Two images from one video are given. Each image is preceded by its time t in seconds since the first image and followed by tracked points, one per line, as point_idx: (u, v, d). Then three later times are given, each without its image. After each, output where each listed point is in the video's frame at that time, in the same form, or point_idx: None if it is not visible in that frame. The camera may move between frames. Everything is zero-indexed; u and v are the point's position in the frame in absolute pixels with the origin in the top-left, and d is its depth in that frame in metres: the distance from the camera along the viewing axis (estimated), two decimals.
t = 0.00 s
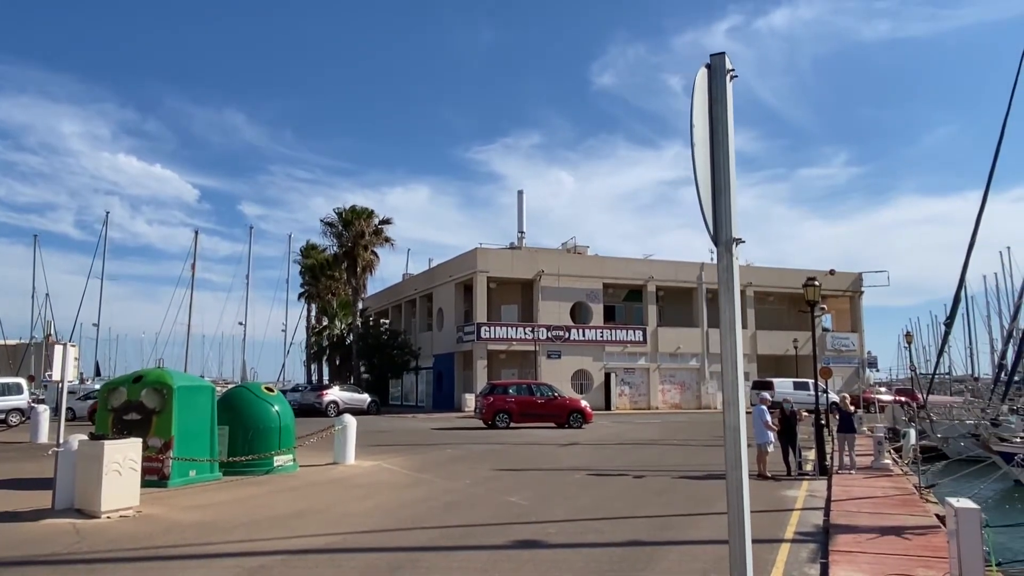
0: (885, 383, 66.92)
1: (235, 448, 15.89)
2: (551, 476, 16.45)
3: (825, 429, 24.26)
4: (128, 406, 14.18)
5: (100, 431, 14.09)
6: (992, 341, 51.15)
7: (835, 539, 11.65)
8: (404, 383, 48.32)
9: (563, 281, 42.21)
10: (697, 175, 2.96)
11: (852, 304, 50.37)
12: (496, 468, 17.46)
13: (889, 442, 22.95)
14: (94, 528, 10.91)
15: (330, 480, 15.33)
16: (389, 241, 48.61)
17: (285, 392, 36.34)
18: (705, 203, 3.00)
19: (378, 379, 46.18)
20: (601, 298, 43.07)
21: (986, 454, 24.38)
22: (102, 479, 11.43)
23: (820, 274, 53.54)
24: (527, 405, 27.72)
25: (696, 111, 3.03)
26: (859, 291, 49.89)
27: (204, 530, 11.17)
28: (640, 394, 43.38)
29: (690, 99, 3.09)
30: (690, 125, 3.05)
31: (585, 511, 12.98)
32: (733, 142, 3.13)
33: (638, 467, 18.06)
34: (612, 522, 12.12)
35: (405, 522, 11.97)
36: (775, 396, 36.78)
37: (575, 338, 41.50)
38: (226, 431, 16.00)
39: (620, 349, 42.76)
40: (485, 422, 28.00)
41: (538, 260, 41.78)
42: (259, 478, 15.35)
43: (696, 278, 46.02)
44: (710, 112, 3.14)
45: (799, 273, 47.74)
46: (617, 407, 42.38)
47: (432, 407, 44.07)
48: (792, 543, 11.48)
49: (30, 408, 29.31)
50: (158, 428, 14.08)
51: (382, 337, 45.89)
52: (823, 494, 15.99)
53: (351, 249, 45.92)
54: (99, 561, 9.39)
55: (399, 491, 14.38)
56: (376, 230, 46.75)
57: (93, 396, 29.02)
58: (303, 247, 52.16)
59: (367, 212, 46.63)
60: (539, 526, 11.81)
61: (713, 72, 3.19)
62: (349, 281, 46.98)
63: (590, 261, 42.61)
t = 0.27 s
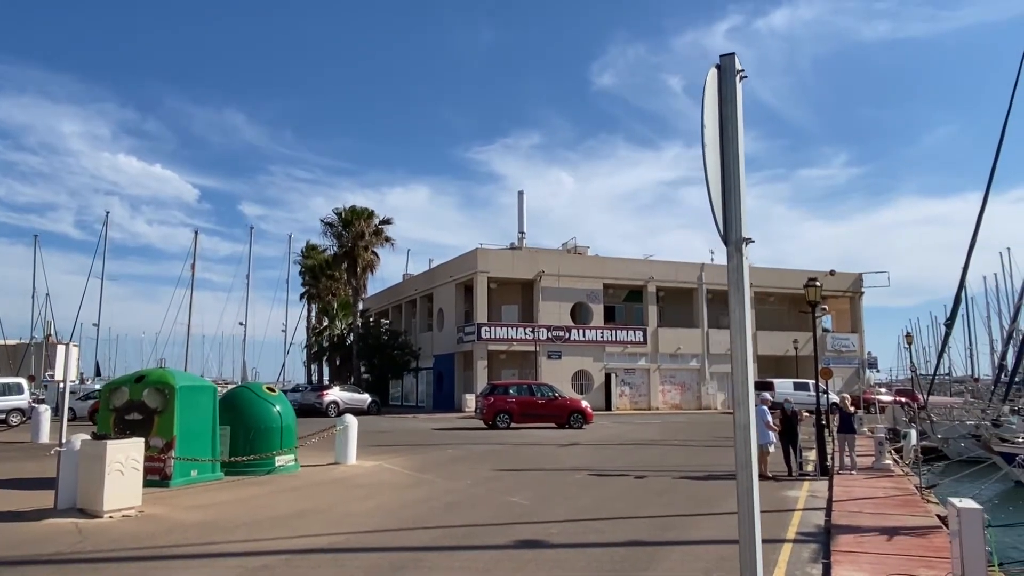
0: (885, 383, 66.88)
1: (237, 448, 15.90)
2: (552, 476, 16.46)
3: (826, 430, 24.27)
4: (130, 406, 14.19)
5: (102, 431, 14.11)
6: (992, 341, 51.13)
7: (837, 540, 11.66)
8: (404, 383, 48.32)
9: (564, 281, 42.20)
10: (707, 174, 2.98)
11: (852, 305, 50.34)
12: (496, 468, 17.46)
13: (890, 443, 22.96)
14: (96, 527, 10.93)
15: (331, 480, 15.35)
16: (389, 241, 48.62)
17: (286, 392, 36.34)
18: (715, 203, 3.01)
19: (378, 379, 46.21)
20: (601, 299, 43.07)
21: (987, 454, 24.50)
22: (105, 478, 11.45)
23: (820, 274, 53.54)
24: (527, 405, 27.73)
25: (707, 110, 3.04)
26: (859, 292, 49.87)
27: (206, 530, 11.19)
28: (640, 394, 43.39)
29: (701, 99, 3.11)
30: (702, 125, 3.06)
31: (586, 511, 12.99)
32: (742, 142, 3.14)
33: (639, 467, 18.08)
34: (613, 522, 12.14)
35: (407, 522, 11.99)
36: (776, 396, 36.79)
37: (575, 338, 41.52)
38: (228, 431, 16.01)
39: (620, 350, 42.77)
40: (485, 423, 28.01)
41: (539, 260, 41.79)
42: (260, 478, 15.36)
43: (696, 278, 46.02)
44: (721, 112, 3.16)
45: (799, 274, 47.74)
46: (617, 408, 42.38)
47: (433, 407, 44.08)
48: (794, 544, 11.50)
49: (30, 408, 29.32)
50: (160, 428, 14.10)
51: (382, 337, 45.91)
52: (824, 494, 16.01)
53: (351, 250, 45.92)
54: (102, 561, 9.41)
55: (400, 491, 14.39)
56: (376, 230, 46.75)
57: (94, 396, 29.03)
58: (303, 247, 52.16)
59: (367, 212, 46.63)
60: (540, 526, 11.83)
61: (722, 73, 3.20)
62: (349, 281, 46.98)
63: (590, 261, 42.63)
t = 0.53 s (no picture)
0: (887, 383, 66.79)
1: (241, 448, 15.93)
2: (555, 476, 16.48)
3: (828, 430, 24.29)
4: (134, 406, 14.21)
5: (106, 431, 14.13)
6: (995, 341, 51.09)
7: (841, 539, 11.68)
8: (406, 383, 48.34)
9: (566, 281, 42.21)
10: (721, 175, 2.99)
11: (855, 305, 50.31)
12: (499, 467, 17.49)
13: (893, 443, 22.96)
14: (101, 527, 10.95)
15: (335, 480, 15.37)
16: (391, 241, 48.64)
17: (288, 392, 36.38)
18: (729, 205, 3.03)
19: (380, 379, 46.26)
20: (604, 299, 43.07)
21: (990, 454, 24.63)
22: (110, 478, 11.48)
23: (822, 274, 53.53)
24: (530, 405, 27.73)
25: (720, 111, 3.06)
26: (862, 291, 49.84)
27: (211, 529, 11.22)
28: (642, 394, 43.38)
29: (714, 101, 3.12)
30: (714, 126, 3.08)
31: (591, 510, 13.02)
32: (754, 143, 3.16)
33: (642, 467, 18.09)
34: (617, 522, 12.16)
35: (411, 522, 12.01)
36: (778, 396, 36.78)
37: (577, 338, 41.54)
38: (232, 431, 16.04)
39: (622, 349, 42.78)
40: (488, 423, 28.03)
41: (541, 260, 41.81)
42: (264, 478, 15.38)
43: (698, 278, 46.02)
44: (734, 113, 3.17)
45: (802, 274, 47.72)
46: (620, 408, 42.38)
47: (435, 408, 44.10)
48: (798, 543, 11.52)
49: (33, 408, 29.35)
50: (164, 428, 14.12)
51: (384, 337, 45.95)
52: (827, 494, 16.02)
53: (353, 249, 45.94)
54: (108, 560, 9.43)
55: (404, 491, 14.41)
56: (378, 230, 46.79)
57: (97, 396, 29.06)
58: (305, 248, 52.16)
59: (369, 212, 46.65)
60: (545, 526, 11.85)
61: (735, 74, 3.22)
62: (351, 282, 47.00)
63: (592, 261, 42.64)
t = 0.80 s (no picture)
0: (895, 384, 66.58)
1: (250, 448, 15.99)
2: (564, 476, 16.50)
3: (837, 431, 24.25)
4: (145, 406, 14.28)
5: (117, 430, 14.21)
6: (1005, 341, 50.94)
7: (851, 540, 11.67)
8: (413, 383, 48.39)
9: (573, 282, 42.21)
10: (741, 176, 3.01)
11: (863, 305, 50.20)
12: (507, 468, 17.52)
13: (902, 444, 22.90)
14: (113, 526, 11.01)
15: (344, 480, 15.41)
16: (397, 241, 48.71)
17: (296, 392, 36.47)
18: (749, 207, 3.05)
19: (387, 379, 46.35)
20: (611, 299, 43.05)
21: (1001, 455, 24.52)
22: (122, 478, 11.54)
23: (830, 275, 53.42)
24: (537, 405, 27.74)
25: (740, 112, 3.08)
26: (870, 292, 49.75)
27: (222, 528, 11.27)
28: (649, 395, 43.34)
29: (734, 103, 3.14)
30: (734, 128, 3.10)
31: (600, 511, 13.03)
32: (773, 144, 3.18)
33: (650, 468, 18.10)
34: (626, 522, 12.17)
35: (421, 521, 12.05)
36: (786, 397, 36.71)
37: (584, 338, 41.55)
38: (242, 430, 16.10)
39: (629, 350, 42.77)
40: (495, 423, 28.06)
41: (548, 260, 41.82)
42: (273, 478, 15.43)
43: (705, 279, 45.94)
44: (752, 116, 3.19)
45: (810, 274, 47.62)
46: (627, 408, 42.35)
47: (442, 408, 44.13)
48: (808, 544, 11.51)
49: (43, 408, 29.49)
50: (174, 428, 14.19)
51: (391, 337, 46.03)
52: (836, 495, 16.00)
53: (360, 250, 46.02)
54: (121, 559, 9.49)
55: (413, 491, 14.44)
56: (384, 231, 46.88)
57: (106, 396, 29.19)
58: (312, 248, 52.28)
59: (376, 212, 46.73)
60: (554, 526, 11.87)
61: (754, 76, 3.24)
62: (358, 282, 47.09)
63: (599, 261, 42.63)
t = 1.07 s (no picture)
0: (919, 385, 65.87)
1: (274, 448, 16.13)
2: (584, 477, 16.50)
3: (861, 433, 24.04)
4: (170, 406, 14.45)
5: (143, 430, 14.39)
6: None
7: (876, 542, 11.58)
8: (433, 384, 48.53)
9: (592, 282, 42.16)
10: (771, 178, 3.03)
11: (886, 305, 49.76)
12: (528, 468, 17.54)
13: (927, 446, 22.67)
14: (141, 524, 11.16)
15: (366, 480, 15.51)
16: (417, 242, 48.89)
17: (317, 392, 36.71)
18: (778, 209, 3.07)
19: (407, 380, 46.53)
20: (630, 300, 42.95)
21: None
22: (149, 477, 11.69)
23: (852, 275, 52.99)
24: (557, 406, 27.73)
25: (769, 116, 3.10)
26: (893, 292, 49.30)
27: (247, 527, 11.39)
28: (669, 396, 43.18)
29: (764, 107, 3.16)
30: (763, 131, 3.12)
31: (622, 512, 13.02)
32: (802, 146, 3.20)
33: (671, 469, 18.05)
34: (648, 523, 12.16)
35: (443, 521, 12.11)
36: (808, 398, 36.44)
37: (604, 339, 41.50)
38: (265, 431, 16.24)
39: (649, 350, 42.65)
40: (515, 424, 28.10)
41: (567, 261, 41.80)
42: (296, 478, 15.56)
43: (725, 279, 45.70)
44: (782, 118, 3.21)
45: (832, 274, 47.26)
46: (647, 409, 42.22)
47: (461, 408, 44.21)
48: (832, 546, 11.45)
49: (69, 408, 29.89)
50: (199, 428, 14.35)
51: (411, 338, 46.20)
52: (861, 497, 15.88)
53: (379, 251, 46.24)
54: (149, 557, 9.61)
55: (435, 491, 14.50)
56: (403, 232, 47.08)
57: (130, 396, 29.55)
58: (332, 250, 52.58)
59: (395, 214, 46.92)
60: (576, 527, 11.89)
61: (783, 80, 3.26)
62: (378, 283, 47.31)
63: (619, 261, 42.55)
